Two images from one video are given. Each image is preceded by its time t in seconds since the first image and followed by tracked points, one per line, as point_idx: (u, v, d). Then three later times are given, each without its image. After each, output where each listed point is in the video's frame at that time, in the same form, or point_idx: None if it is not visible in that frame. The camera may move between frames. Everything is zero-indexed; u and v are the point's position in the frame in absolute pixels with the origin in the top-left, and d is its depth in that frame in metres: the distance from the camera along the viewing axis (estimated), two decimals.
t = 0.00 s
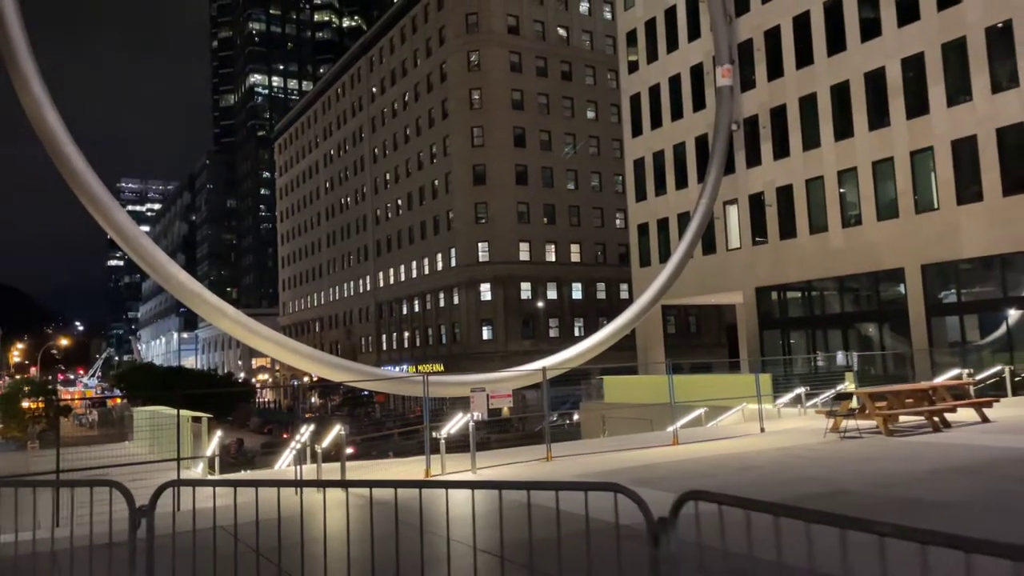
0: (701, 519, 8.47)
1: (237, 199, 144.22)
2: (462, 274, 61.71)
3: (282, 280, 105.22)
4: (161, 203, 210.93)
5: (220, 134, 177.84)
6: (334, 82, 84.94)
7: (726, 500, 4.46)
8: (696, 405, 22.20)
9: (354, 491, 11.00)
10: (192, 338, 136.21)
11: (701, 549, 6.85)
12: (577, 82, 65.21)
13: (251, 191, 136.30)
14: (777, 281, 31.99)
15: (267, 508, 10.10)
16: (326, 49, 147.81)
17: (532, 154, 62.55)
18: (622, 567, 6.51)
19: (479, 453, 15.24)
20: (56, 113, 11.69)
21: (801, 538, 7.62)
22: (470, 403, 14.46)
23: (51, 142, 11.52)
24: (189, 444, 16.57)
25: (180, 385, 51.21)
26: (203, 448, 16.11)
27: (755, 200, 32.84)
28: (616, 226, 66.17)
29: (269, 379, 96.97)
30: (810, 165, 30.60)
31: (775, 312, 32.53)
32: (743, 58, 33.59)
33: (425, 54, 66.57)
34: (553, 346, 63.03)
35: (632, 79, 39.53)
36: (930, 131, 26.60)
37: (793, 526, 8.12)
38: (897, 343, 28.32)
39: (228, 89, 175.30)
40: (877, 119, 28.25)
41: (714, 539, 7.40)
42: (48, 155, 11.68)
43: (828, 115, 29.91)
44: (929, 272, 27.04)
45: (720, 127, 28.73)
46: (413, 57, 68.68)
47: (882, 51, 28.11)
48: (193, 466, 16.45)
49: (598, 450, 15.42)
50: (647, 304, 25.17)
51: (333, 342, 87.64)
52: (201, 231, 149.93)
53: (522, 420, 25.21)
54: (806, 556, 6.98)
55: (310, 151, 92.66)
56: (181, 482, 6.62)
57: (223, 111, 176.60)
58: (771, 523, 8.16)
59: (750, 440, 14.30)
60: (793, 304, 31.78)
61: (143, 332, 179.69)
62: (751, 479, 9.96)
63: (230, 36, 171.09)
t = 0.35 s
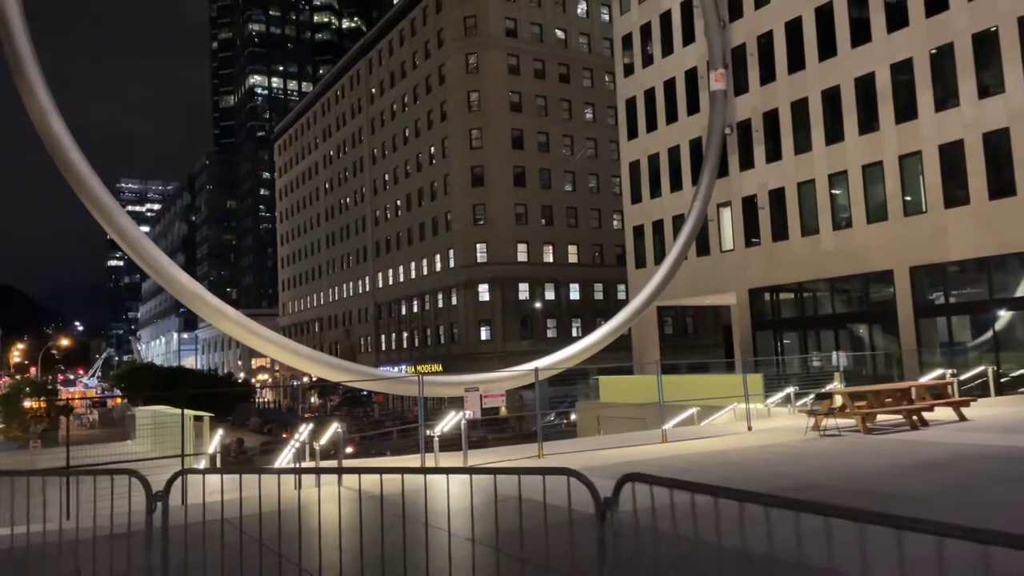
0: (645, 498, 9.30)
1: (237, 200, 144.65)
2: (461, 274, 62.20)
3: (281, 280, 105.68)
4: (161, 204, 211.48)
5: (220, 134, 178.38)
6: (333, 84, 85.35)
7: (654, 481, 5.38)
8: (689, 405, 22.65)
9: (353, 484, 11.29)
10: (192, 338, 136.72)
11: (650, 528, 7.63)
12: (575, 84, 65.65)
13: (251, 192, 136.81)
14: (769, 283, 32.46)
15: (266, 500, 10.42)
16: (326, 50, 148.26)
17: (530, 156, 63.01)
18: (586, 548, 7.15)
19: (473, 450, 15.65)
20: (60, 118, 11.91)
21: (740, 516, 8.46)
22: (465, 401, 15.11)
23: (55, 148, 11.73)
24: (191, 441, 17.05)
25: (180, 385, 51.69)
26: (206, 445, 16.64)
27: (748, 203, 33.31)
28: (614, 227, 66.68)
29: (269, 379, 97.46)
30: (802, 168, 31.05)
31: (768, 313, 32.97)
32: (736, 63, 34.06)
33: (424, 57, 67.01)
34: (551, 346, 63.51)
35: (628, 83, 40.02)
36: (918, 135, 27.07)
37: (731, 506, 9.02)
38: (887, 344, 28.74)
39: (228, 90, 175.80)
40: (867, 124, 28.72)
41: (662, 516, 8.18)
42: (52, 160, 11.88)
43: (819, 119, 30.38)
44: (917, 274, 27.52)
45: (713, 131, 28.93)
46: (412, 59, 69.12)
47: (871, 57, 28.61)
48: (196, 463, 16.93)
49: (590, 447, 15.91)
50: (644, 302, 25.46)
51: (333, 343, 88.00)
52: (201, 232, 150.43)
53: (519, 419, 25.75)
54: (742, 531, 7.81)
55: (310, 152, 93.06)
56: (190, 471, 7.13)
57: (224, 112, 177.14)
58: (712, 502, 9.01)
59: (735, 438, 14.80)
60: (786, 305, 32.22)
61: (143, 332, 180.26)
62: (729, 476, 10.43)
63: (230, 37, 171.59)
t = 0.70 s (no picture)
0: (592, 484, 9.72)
1: (237, 199, 145.03)
2: (458, 274, 62.68)
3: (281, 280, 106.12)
4: (161, 203, 211.79)
5: (220, 134, 178.69)
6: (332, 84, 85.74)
7: (593, 465, 5.98)
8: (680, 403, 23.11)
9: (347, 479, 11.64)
10: (192, 337, 137.12)
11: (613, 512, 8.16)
12: (571, 84, 66.08)
13: (250, 191, 137.23)
14: (760, 283, 32.92)
15: (262, 494, 10.80)
16: (325, 50, 148.56)
17: (527, 157, 63.46)
18: (547, 535, 7.56)
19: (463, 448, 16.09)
20: (63, 122, 12.28)
21: (679, 497, 8.89)
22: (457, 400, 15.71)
23: (58, 151, 12.09)
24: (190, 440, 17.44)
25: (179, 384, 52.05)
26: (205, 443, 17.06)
27: (740, 205, 33.77)
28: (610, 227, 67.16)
29: (268, 378, 97.88)
30: (792, 171, 31.52)
31: (760, 313, 33.40)
32: (729, 66, 34.53)
33: (422, 58, 67.47)
34: (548, 345, 64.01)
35: (622, 85, 40.48)
36: (905, 138, 27.54)
37: (672, 491, 9.43)
38: (876, 343, 29.15)
39: (227, 90, 176.09)
40: (856, 126, 29.19)
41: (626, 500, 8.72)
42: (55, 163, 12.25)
43: (809, 122, 30.85)
44: (905, 275, 27.98)
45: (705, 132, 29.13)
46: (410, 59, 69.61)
47: (859, 62, 29.10)
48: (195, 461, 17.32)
49: (578, 444, 16.38)
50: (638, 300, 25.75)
51: (332, 342, 88.44)
52: (201, 231, 150.82)
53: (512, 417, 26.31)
54: (680, 508, 8.28)
55: (309, 152, 93.49)
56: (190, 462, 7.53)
57: (223, 112, 177.49)
58: (654, 486, 9.43)
59: (718, 435, 15.28)
60: (777, 305, 32.64)
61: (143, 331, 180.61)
62: (704, 471, 10.92)
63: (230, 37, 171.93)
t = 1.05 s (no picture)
0: (553, 468, 10.07)
1: (236, 200, 145.39)
2: (456, 275, 63.13)
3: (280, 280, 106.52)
4: (161, 203, 212.06)
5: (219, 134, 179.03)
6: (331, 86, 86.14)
7: (558, 453, 6.38)
8: (673, 402, 23.52)
9: (341, 474, 12.11)
10: (191, 338, 137.44)
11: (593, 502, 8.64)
12: (569, 86, 66.53)
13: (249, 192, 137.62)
14: (753, 285, 33.37)
15: (259, 488, 11.24)
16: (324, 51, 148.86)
17: (524, 159, 63.92)
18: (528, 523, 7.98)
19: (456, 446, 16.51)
20: (64, 127, 12.65)
21: (654, 484, 9.35)
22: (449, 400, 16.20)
23: (59, 155, 12.43)
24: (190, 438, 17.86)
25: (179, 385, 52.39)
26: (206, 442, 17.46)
27: (732, 207, 34.25)
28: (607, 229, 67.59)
29: (267, 378, 98.27)
30: (783, 174, 32.00)
31: (752, 313, 33.84)
32: (721, 70, 35.00)
33: (420, 60, 67.92)
34: (545, 345, 64.48)
35: (617, 89, 40.96)
36: (894, 142, 28.02)
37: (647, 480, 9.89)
38: (867, 344, 29.58)
39: (227, 90, 176.35)
40: (846, 130, 29.67)
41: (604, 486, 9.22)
42: (56, 165, 12.58)
43: (800, 125, 31.30)
44: (893, 275, 28.46)
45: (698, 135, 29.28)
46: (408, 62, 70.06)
47: (849, 67, 29.59)
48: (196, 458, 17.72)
49: (569, 442, 16.84)
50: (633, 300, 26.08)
51: (331, 342, 88.85)
52: (200, 232, 151.14)
53: (508, 416, 26.74)
54: (648, 495, 8.74)
55: (308, 153, 93.91)
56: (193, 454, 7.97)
57: (223, 112, 177.85)
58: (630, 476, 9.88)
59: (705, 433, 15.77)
60: (770, 305, 33.03)
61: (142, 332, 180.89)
62: (686, 466, 11.37)
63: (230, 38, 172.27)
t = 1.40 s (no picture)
0: (523, 461, 10.54)
1: (235, 200, 145.76)
2: (453, 275, 63.54)
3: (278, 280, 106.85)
4: (160, 203, 212.23)
5: (218, 135, 179.39)
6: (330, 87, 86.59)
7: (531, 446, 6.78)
8: (664, 401, 23.94)
9: (335, 470, 12.55)
10: (191, 338, 137.82)
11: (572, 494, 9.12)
12: (566, 88, 67.01)
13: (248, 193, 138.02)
14: (744, 286, 33.86)
15: (256, 483, 11.67)
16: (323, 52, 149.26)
17: (521, 160, 64.38)
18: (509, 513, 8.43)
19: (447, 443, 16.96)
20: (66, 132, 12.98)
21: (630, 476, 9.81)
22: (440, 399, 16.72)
23: (61, 158, 12.78)
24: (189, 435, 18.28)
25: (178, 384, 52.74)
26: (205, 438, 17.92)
27: (724, 209, 34.71)
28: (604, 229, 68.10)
29: (266, 378, 98.66)
30: (774, 177, 32.48)
31: (744, 314, 34.32)
32: (714, 74, 35.48)
33: (418, 62, 68.37)
34: (542, 345, 64.97)
35: (612, 92, 41.41)
36: (882, 146, 28.52)
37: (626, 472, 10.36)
38: (855, 345, 30.07)
39: (226, 91, 176.68)
40: (835, 134, 30.14)
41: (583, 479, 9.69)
42: (59, 169, 12.92)
43: (791, 129, 31.79)
44: (881, 277, 28.95)
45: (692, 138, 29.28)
46: (406, 64, 70.52)
47: (838, 72, 30.08)
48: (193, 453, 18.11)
49: (559, 440, 17.34)
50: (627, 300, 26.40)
51: (329, 342, 89.28)
52: (199, 232, 151.53)
53: (505, 415, 27.21)
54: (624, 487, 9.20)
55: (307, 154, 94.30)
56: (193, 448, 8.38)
57: (222, 113, 178.20)
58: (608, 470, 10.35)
59: (691, 431, 16.27)
60: (762, 307, 33.53)
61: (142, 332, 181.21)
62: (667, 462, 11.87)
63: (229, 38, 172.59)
